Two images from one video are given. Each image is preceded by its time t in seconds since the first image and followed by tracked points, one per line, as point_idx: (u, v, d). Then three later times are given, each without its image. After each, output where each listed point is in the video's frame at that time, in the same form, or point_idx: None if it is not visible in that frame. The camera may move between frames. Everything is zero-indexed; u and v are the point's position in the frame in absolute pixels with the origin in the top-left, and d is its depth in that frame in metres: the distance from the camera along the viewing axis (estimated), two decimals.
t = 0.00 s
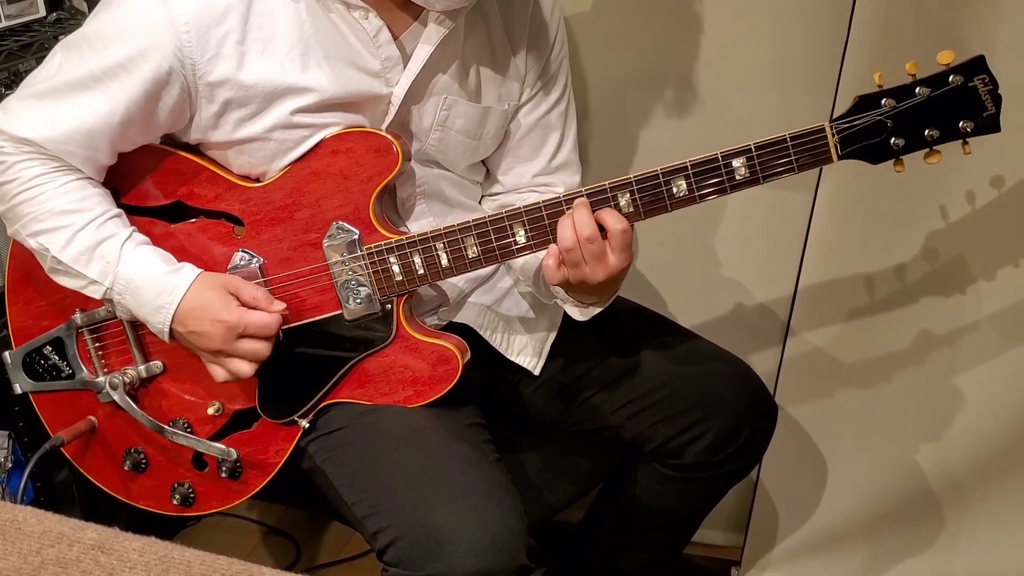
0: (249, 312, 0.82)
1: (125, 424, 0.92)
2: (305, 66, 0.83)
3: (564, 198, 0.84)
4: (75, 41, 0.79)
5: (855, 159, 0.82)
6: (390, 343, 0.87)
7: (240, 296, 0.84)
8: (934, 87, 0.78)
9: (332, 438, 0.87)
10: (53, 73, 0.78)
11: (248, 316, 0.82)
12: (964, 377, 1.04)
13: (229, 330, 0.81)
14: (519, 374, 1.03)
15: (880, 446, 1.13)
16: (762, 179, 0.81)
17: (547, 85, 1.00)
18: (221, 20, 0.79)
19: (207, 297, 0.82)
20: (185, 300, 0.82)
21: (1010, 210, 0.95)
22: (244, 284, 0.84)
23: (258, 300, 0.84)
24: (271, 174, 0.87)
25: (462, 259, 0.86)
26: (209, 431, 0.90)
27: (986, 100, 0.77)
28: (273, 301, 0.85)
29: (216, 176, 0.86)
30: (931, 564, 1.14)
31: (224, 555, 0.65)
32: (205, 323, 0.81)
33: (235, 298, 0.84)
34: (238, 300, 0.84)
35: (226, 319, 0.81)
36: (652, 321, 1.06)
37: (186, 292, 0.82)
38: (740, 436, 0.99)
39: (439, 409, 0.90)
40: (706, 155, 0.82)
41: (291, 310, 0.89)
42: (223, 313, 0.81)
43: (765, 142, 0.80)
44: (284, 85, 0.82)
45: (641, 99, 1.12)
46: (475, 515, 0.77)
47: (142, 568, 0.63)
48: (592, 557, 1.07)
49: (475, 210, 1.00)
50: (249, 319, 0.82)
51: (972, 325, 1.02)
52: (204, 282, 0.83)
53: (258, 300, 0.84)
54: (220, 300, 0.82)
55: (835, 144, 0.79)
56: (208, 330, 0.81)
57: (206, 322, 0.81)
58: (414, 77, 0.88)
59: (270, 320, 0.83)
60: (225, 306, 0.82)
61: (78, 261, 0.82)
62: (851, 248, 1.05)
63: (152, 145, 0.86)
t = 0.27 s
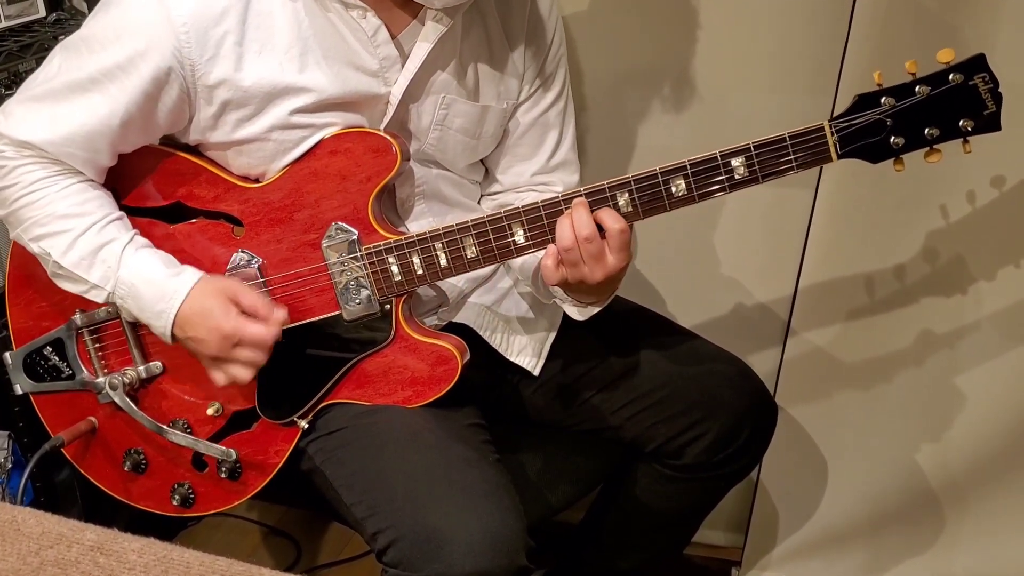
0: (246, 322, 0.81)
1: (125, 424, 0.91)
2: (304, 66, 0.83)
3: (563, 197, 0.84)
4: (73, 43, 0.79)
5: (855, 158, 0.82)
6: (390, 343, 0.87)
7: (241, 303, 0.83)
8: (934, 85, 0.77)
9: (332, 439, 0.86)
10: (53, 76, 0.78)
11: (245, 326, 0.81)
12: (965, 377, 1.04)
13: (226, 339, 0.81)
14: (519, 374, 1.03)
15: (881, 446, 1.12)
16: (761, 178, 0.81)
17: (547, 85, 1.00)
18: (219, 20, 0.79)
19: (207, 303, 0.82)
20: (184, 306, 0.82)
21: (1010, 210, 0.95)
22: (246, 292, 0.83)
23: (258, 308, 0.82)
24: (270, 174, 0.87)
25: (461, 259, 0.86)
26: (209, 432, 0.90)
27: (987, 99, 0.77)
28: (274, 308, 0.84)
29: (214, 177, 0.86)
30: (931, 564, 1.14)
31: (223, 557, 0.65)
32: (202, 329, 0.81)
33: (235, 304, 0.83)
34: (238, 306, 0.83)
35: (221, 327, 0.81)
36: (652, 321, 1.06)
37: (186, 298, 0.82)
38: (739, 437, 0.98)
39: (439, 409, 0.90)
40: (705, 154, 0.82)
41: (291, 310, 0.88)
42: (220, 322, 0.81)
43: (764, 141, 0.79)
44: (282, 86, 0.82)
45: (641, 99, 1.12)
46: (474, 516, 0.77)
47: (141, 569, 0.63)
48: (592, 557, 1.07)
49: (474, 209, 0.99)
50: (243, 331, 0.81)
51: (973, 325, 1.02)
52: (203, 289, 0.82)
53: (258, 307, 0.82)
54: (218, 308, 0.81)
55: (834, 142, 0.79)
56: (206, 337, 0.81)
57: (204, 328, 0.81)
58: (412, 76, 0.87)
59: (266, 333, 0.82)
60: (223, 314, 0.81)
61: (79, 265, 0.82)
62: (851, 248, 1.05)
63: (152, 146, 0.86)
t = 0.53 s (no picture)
0: (242, 313, 0.82)
1: (125, 425, 0.91)
2: (302, 65, 0.83)
3: (562, 196, 0.84)
4: (71, 42, 0.79)
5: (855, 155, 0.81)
6: (389, 343, 0.87)
7: (236, 296, 0.83)
8: (933, 83, 0.77)
9: (331, 439, 0.86)
10: (50, 75, 0.78)
11: (241, 319, 0.81)
12: (965, 377, 1.04)
13: (224, 335, 0.81)
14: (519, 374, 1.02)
15: (881, 446, 1.12)
16: (761, 176, 0.81)
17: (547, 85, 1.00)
18: (216, 19, 0.78)
19: (202, 300, 0.81)
20: (178, 305, 0.81)
21: (1009, 207, 0.95)
22: (240, 284, 0.83)
23: (255, 300, 0.83)
24: (269, 174, 0.87)
25: (460, 259, 0.86)
26: (209, 433, 0.90)
27: (986, 96, 0.77)
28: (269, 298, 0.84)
29: (213, 177, 0.86)
30: (931, 565, 1.14)
31: (222, 556, 0.65)
32: (199, 327, 0.81)
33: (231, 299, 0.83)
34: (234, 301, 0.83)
35: (219, 324, 0.80)
36: (652, 321, 1.06)
37: (180, 296, 0.82)
38: (740, 437, 0.98)
39: (438, 409, 0.90)
40: (704, 153, 0.81)
41: (291, 310, 0.88)
42: (215, 317, 0.81)
43: (763, 139, 0.79)
44: (279, 85, 0.82)
45: (640, 98, 1.12)
46: (474, 516, 0.77)
47: (140, 569, 0.63)
48: (592, 558, 1.06)
49: (474, 208, 0.99)
50: (242, 323, 0.81)
51: (974, 325, 1.02)
52: (199, 287, 0.82)
53: (255, 298, 0.83)
54: (214, 304, 0.81)
55: (833, 140, 0.79)
56: (203, 335, 0.81)
57: (200, 326, 0.81)
58: (410, 74, 0.87)
59: (266, 319, 0.83)
60: (218, 309, 0.81)
61: (74, 265, 0.82)
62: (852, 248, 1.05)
63: (151, 146, 0.86)
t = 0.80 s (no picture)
0: (251, 298, 0.82)
1: (125, 425, 0.91)
2: (300, 63, 0.83)
3: (562, 195, 0.84)
4: (70, 41, 0.79)
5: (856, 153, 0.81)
6: (389, 342, 0.87)
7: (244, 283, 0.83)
8: (935, 80, 0.77)
9: (332, 438, 0.86)
10: (48, 73, 0.78)
11: (250, 301, 0.81)
12: (966, 377, 1.04)
13: (233, 317, 0.80)
14: (519, 374, 1.03)
15: (882, 446, 1.12)
16: (761, 174, 0.81)
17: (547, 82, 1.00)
18: (214, 17, 0.78)
19: (211, 284, 0.82)
20: (187, 291, 0.82)
21: (1010, 206, 0.95)
22: (247, 272, 0.83)
23: (261, 286, 0.83)
24: (269, 173, 0.87)
25: (461, 258, 0.86)
26: (209, 432, 0.90)
27: (988, 93, 0.77)
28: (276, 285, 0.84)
29: (213, 176, 0.86)
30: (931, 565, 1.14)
31: (222, 555, 0.65)
32: (208, 310, 0.81)
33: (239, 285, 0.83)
34: (241, 287, 0.83)
35: (229, 306, 0.80)
36: (652, 320, 1.06)
37: (188, 283, 0.82)
38: (740, 437, 0.98)
39: (438, 409, 0.90)
40: (704, 151, 0.81)
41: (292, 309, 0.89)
42: (226, 300, 0.81)
43: (764, 137, 0.79)
44: (278, 83, 0.82)
45: (641, 97, 1.12)
46: (473, 516, 0.77)
47: (140, 569, 0.63)
48: (592, 557, 1.06)
49: (474, 206, 0.99)
50: (250, 306, 0.81)
51: (974, 325, 1.01)
52: (206, 272, 0.83)
53: (262, 285, 0.83)
54: (223, 287, 0.82)
55: (834, 138, 0.79)
56: (212, 319, 0.81)
57: (209, 309, 0.81)
58: (409, 72, 0.87)
59: (274, 304, 0.82)
60: (227, 292, 0.81)
61: (79, 257, 0.82)
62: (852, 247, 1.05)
63: (149, 146, 0.86)
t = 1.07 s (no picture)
0: (249, 290, 0.81)
1: (125, 424, 0.91)
2: (299, 62, 0.83)
3: (561, 195, 0.84)
4: (68, 39, 0.78)
5: (855, 153, 0.81)
6: (389, 342, 0.87)
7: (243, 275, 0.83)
8: (934, 79, 0.77)
9: (331, 438, 0.86)
10: (46, 71, 0.78)
11: (248, 294, 0.81)
12: (966, 376, 1.04)
13: (230, 309, 0.80)
14: (519, 373, 1.02)
15: (882, 445, 1.12)
16: (761, 174, 0.80)
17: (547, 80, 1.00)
18: (213, 16, 0.78)
19: (209, 278, 0.82)
20: (187, 284, 0.82)
21: (1011, 205, 0.94)
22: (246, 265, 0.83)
23: (261, 279, 0.82)
24: (268, 172, 0.86)
25: (460, 257, 0.86)
26: (209, 432, 0.90)
27: (988, 92, 0.77)
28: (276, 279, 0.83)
29: (212, 176, 0.86)
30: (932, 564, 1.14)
31: (222, 555, 0.65)
32: (207, 303, 0.81)
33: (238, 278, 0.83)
34: (240, 280, 0.83)
35: (226, 298, 0.80)
36: (652, 320, 1.06)
37: (188, 276, 0.82)
38: (740, 436, 0.98)
39: (438, 408, 0.90)
40: (704, 151, 0.81)
41: (292, 309, 0.88)
42: (223, 292, 0.81)
43: (763, 137, 0.79)
44: (277, 81, 0.82)
45: (640, 96, 1.12)
46: (473, 516, 0.77)
47: (140, 569, 0.63)
48: (592, 557, 1.06)
49: (474, 205, 0.99)
50: (248, 298, 0.81)
51: (975, 324, 1.01)
52: (205, 267, 0.83)
53: (260, 278, 0.82)
54: (220, 280, 0.82)
55: (833, 137, 0.79)
56: (210, 311, 0.81)
57: (208, 302, 0.81)
58: (409, 70, 0.87)
59: (271, 299, 0.81)
60: (224, 285, 0.81)
61: (78, 253, 0.82)
62: (853, 247, 1.05)
63: (145, 145, 0.86)
